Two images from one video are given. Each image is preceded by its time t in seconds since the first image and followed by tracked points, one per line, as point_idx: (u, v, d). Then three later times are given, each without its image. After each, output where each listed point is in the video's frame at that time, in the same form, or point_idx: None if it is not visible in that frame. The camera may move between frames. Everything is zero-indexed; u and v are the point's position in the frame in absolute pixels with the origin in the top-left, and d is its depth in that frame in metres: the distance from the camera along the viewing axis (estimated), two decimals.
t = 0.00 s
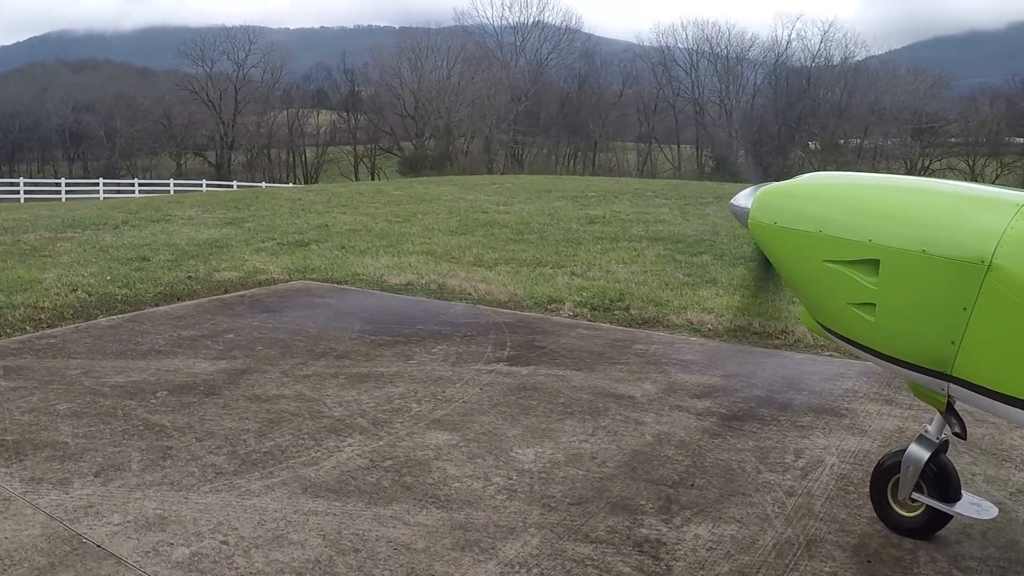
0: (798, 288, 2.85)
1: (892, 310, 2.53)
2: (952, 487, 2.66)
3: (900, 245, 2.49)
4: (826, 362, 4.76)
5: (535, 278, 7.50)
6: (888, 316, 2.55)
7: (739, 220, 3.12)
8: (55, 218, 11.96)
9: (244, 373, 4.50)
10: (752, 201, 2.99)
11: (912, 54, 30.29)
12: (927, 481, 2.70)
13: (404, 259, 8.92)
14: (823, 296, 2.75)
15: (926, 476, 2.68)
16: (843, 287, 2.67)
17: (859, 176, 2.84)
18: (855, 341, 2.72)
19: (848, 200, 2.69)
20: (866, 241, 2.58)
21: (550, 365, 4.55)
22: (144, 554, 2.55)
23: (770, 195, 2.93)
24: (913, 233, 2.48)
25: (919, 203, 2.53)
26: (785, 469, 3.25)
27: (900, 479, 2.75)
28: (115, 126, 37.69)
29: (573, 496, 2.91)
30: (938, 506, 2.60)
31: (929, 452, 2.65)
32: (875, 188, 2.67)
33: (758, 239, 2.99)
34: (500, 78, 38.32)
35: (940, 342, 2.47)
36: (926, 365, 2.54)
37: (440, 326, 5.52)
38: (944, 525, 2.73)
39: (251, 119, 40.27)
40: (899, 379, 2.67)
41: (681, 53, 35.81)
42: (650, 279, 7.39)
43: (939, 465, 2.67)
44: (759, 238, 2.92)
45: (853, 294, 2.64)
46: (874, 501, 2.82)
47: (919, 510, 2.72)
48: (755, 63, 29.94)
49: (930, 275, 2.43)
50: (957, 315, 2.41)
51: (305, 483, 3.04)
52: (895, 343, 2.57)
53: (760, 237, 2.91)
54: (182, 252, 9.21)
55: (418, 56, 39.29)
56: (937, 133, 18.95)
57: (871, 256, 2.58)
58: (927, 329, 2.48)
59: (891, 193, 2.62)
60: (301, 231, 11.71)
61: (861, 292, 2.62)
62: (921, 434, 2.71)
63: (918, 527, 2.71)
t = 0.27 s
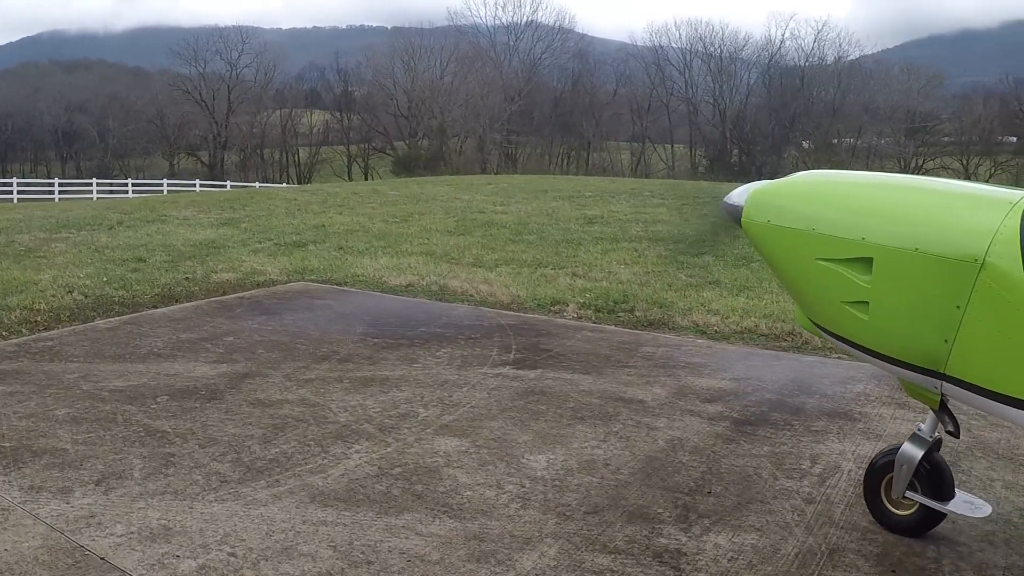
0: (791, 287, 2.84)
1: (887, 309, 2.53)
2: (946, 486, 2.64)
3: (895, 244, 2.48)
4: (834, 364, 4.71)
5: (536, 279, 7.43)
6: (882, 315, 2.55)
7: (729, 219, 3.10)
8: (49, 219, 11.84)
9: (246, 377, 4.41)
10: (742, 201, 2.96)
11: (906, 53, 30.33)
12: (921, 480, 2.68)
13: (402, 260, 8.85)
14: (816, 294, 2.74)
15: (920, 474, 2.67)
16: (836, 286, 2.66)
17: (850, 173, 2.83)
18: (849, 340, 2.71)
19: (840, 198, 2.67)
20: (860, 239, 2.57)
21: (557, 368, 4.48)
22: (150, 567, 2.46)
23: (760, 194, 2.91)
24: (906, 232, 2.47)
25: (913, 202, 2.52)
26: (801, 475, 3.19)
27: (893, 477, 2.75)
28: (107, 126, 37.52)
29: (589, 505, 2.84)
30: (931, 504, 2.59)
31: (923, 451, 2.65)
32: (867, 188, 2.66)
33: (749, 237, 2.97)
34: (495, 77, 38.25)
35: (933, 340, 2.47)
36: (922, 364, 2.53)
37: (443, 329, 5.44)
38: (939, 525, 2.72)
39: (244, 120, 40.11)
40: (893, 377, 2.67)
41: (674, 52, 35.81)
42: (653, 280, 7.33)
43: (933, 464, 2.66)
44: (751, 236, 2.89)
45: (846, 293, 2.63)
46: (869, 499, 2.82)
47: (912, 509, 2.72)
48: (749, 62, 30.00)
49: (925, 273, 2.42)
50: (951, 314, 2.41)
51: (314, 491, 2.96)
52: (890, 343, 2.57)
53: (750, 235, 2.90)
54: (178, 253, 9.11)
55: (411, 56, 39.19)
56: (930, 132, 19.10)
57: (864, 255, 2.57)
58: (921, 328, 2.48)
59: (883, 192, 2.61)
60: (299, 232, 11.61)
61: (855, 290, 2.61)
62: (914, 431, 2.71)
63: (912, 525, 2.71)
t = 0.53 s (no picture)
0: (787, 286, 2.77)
1: (885, 308, 2.47)
2: (944, 485, 2.61)
3: (894, 243, 2.43)
4: (842, 367, 4.66)
5: (537, 281, 7.38)
6: (880, 314, 2.49)
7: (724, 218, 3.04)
8: (45, 221, 11.75)
9: (248, 382, 4.34)
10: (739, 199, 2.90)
11: (902, 53, 30.40)
12: (919, 479, 2.65)
13: (402, 261, 8.80)
14: (812, 293, 2.67)
15: (918, 474, 2.63)
16: (833, 285, 2.59)
17: (848, 173, 2.77)
18: (846, 339, 2.64)
19: (838, 197, 2.62)
20: (858, 238, 2.52)
21: (563, 372, 4.43)
22: None
23: (757, 193, 2.85)
24: (905, 232, 2.42)
25: (911, 201, 2.47)
26: (816, 480, 3.13)
27: (890, 477, 2.71)
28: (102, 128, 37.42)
29: (604, 512, 2.78)
30: (929, 503, 2.56)
31: (921, 451, 2.60)
32: (866, 186, 2.60)
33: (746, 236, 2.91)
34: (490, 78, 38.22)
35: (932, 340, 2.40)
36: (920, 364, 2.47)
37: (447, 332, 5.37)
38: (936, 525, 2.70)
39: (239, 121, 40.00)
40: (890, 377, 2.61)
41: (670, 53, 35.84)
42: (655, 281, 7.28)
43: (931, 464, 2.62)
44: (747, 235, 2.83)
45: (843, 292, 2.57)
46: (867, 498, 2.80)
47: (912, 509, 2.68)
48: (744, 63, 30.05)
49: (923, 272, 2.37)
50: (950, 313, 2.35)
51: (322, 499, 2.90)
52: (886, 342, 2.51)
53: (746, 234, 2.84)
54: (176, 254, 9.04)
55: (406, 56, 39.15)
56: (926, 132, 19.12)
57: (862, 254, 2.51)
58: (919, 328, 2.42)
59: (882, 191, 2.56)
60: (298, 234, 11.54)
61: (852, 290, 2.55)
62: (912, 432, 2.66)
63: (909, 526, 2.68)
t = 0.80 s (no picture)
0: (786, 289, 2.74)
1: (884, 311, 2.43)
2: (944, 489, 2.59)
3: (893, 247, 2.39)
4: (845, 371, 4.64)
5: (537, 284, 7.34)
6: (878, 318, 2.45)
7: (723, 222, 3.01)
8: (41, 223, 11.67)
9: (249, 388, 4.30)
10: (738, 202, 2.88)
11: (897, 53, 30.47)
12: (919, 483, 2.63)
13: (401, 264, 8.76)
14: (810, 296, 2.64)
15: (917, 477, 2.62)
16: (830, 289, 2.56)
17: (848, 176, 2.74)
18: (844, 343, 2.61)
19: (838, 199, 2.59)
20: (856, 242, 2.49)
21: (567, 377, 4.39)
22: None
23: (756, 196, 2.82)
24: (903, 236, 2.39)
25: (909, 205, 2.44)
26: (823, 486, 3.11)
27: (890, 480, 2.69)
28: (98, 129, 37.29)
29: (612, 521, 2.75)
30: (929, 507, 2.54)
31: (920, 454, 2.58)
32: (866, 190, 2.57)
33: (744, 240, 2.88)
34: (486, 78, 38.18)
35: (930, 343, 2.37)
36: (919, 367, 2.44)
37: (449, 336, 5.34)
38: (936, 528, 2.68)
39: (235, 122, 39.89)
40: (888, 380, 2.58)
41: (665, 53, 35.88)
42: (654, 284, 7.26)
43: (930, 467, 2.60)
44: (745, 238, 2.80)
45: (841, 295, 2.54)
46: (866, 501, 2.78)
47: (910, 512, 2.67)
48: (739, 63, 30.09)
49: (922, 275, 2.34)
50: (949, 316, 2.32)
51: (327, 509, 2.86)
52: (884, 346, 2.47)
53: (745, 237, 2.81)
54: (174, 257, 8.97)
55: (402, 57, 39.08)
56: (919, 133, 19.18)
57: (861, 256, 2.48)
58: (917, 332, 2.39)
59: (882, 194, 2.53)
60: (296, 236, 11.47)
61: (851, 293, 2.51)
62: (911, 436, 2.64)
63: (908, 529, 2.67)
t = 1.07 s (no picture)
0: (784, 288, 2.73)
1: (883, 310, 2.43)
2: (943, 487, 2.58)
3: (891, 246, 2.39)
4: (844, 371, 4.63)
5: (535, 284, 7.33)
6: (877, 316, 2.44)
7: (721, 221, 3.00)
8: (38, 224, 11.65)
9: (247, 389, 4.28)
10: (736, 202, 2.87)
11: (894, 53, 30.54)
12: (918, 481, 2.62)
13: (399, 264, 8.76)
14: (808, 295, 2.63)
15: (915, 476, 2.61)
16: (828, 287, 2.56)
17: (846, 175, 2.74)
18: (842, 342, 2.61)
19: (836, 198, 2.58)
20: (853, 240, 2.48)
21: (567, 377, 4.38)
22: None
23: (754, 195, 2.81)
24: (902, 234, 2.38)
25: (908, 203, 2.43)
26: (824, 486, 3.10)
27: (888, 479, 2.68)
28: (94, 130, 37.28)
29: (613, 522, 2.74)
30: (927, 506, 2.54)
31: (918, 453, 2.57)
32: (864, 188, 2.57)
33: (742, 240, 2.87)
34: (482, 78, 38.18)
35: (929, 342, 2.36)
36: (917, 366, 2.43)
37: (448, 336, 5.32)
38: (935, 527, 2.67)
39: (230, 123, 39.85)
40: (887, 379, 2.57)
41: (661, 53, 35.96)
42: (652, 284, 7.26)
43: (928, 466, 2.60)
44: (742, 237, 2.79)
45: (840, 294, 2.53)
46: (864, 501, 2.77)
47: (908, 511, 2.66)
48: (735, 62, 30.15)
49: (920, 274, 2.33)
50: (947, 315, 2.31)
51: (327, 510, 2.85)
52: (883, 344, 2.46)
53: (743, 237, 2.80)
54: (171, 257, 8.95)
55: (398, 56, 39.07)
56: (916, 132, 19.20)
57: (859, 255, 2.47)
58: (916, 329, 2.38)
59: (881, 193, 2.52)
60: (293, 236, 11.45)
61: (849, 291, 2.51)
62: (909, 434, 2.63)
63: (907, 528, 2.66)
